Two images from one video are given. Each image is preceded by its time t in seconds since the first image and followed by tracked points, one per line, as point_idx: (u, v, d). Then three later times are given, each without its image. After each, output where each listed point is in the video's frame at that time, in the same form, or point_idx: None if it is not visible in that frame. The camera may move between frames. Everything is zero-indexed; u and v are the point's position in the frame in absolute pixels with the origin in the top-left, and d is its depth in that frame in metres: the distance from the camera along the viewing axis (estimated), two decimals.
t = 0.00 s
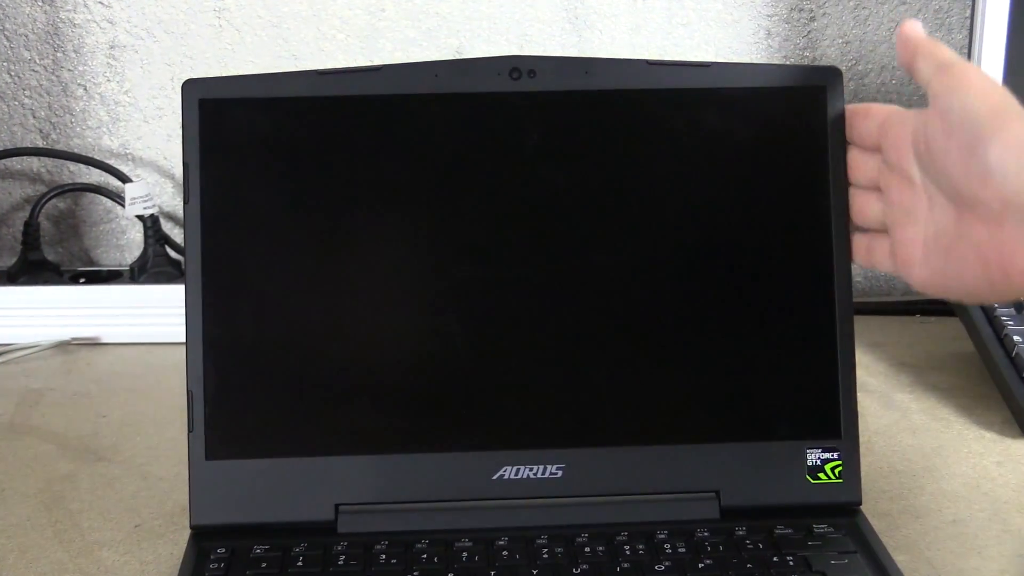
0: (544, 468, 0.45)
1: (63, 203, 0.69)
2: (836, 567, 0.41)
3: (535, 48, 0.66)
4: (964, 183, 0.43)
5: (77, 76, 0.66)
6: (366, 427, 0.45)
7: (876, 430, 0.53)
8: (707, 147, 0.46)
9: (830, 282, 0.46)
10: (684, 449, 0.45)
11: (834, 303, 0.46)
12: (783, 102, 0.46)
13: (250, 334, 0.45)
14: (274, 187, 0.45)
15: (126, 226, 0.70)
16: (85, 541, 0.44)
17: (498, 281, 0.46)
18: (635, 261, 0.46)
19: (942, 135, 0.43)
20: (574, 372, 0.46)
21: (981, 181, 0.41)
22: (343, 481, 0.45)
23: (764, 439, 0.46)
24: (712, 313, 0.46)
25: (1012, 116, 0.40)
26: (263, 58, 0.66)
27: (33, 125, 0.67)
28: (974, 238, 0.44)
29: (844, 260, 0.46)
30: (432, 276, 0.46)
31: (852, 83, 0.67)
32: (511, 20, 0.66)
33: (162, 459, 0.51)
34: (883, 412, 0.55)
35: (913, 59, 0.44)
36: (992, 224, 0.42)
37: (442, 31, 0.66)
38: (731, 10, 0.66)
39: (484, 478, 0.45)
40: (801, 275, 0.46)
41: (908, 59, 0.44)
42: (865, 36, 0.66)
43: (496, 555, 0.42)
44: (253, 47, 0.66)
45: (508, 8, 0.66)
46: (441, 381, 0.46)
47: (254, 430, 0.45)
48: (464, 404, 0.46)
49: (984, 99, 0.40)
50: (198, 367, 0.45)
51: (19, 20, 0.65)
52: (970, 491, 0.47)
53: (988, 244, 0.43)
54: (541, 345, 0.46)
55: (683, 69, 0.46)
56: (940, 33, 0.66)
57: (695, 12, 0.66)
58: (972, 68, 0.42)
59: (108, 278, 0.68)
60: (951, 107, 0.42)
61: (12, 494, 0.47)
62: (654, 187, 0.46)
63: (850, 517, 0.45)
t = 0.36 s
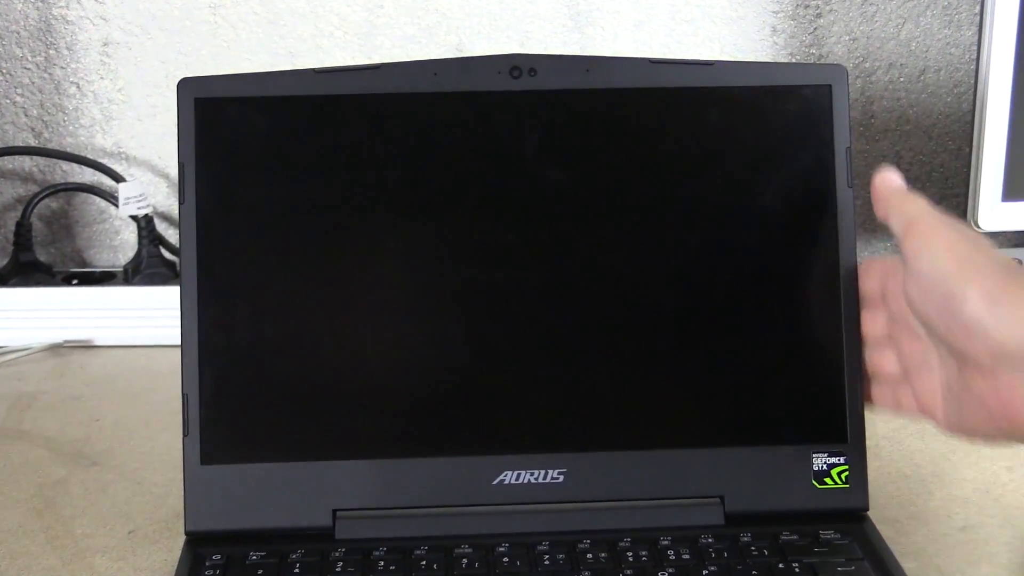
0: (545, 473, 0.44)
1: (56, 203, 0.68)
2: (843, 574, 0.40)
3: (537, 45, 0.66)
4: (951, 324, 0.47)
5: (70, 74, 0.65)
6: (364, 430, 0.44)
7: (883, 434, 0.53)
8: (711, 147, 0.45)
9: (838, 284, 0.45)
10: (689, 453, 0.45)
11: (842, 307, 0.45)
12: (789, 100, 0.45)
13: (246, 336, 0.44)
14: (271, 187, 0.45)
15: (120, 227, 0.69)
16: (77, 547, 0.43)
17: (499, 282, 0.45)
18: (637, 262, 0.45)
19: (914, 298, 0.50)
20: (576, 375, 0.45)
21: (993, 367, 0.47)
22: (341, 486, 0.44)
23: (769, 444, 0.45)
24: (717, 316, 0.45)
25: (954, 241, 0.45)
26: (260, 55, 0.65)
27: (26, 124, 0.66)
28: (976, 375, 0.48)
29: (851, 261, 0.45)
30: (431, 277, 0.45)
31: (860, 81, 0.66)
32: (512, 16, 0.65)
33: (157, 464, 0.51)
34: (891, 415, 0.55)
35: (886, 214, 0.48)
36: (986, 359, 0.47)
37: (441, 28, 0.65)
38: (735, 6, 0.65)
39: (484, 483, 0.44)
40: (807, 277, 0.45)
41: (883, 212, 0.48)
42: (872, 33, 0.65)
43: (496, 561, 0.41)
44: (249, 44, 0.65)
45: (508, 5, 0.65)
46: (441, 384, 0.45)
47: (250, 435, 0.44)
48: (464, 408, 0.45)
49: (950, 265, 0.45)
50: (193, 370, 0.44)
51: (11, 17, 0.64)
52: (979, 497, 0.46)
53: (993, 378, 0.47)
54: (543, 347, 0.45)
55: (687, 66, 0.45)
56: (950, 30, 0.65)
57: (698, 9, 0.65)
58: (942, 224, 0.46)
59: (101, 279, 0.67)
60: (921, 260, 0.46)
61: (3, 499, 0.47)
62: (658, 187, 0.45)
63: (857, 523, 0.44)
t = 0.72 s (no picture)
0: (547, 478, 0.44)
1: (55, 205, 0.68)
2: None
3: (539, 46, 0.65)
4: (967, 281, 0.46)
5: (70, 75, 0.65)
6: (363, 434, 0.44)
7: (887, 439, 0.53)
8: (715, 150, 0.45)
9: (842, 287, 0.45)
10: (692, 458, 0.44)
11: (845, 311, 0.45)
12: (793, 103, 0.45)
13: (246, 339, 0.44)
14: (271, 189, 0.44)
15: (119, 229, 0.69)
16: (76, 551, 0.43)
17: (501, 286, 0.45)
18: (640, 267, 0.45)
19: (916, 292, 0.49)
20: (579, 380, 0.45)
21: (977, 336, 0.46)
22: (341, 490, 0.43)
23: (772, 449, 0.44)
24: (720, 320, 0.45)
25: (981, 270, 0.46)
26: (260, 57, 0.65)
27: (24, 125, 0.66)
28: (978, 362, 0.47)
29: (855, 265, 0.45)
30: (433, 281, 0.45)
31: (864, 83, 0.66)
32: (514, 17, 0.65)
33: (157, 468, 0.50)
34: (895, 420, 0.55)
35: (906, 223, 0.48)
36: (989, 381, 0.48)
37: (443, 30, 0.65)
38: (739, 7, 0.64)
39: (486, 488, 0.44)
40: (811, 280, 0.45)
41: (900, 220, 0.48)
42: (877, 34, 0.65)
43: (497, 566, 0.41)
44: (250, 46, 0.65)
45: (510, 6, 0.64)
46: (442, 388, 0.44)
47: (250, 439, 0.44)
48: (465, 413, 0.44)
49: (951, 264, 0.46)
50: (192, 374, 0.44)
51: (10, 17, 0.64)
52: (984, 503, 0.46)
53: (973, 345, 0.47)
54: (545, 352, 0.45)
55: (690, 69, 0.45)
56: (955, 32, 0.65)
57: (701, 10, 0.65)
58: (943, 229, 0.47)
59: (100, 282, 0.67)
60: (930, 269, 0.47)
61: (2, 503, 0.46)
62: (661, 191, 0.45)
63: (861, 528, 0.43)
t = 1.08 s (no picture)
0: (549, 480, 0.44)
1: (58, 207, 0.68)
2: None
3: (542, 49, 0.65)
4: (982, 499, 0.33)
5: (72, 77, 0.65)
6: (366, 436, 0.44)
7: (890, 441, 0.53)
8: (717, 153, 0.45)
9: (843, 289, 0.45)
10: (694, 460, 0.44)
11: (847, 313, 0.45)
12: (795, 105, 0.45)
13: (248, 342, 0.44)
14: (274, 192, 0.44)
15: (122, 231, 0.69)
16: (79, 552, 0.43)
17: (503, 288, 0.45)
18: (642, 269, 0.45)
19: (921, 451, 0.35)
20: (581, 382, 0.45)
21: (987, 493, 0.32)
22: (343, 491, 0.43)
23: (775, 451, 0.44)
24: (722, 323, 0.45)
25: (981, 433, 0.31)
26: (263, 59, 0.65)
27: (27, 127, 0.66)
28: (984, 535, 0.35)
29: (857, 268, 0.45)
30: (435, 283, 0.45)
31: (866, 85, 0.66)
32: (517, 20, 0.65)
33: (161, 470, 0.50)
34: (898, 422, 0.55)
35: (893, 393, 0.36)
36: None
37: (444, 32, 0.65)
38: (741, 9, 0.64)
39: (489, 490, 0.44)
40: (813, 283, 0.45)
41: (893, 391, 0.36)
42: (879, 36, 0.65)
43: (499, 567, 0.40)
44: (252, 48, 0.65)
45: (513, 8, 0.65)
46: (444, 390, 0.45)
47: (252, 441, 0.44)
48: (467, 415, 0.44)
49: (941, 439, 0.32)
50: (195, 376, 0.44)
51: (13, 19, 0.64)
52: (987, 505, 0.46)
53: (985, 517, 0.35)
54: (547, 354, 0.45)
55: (693, 71, 0.45)
56: (957, 34, 0.65)
57: (704, 12, 0.65)
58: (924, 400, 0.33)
59: (103, 284, 0.67)
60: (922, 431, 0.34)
61: (6, 505, 0.46)
62: (663, 193, 0.45)
63: (864, 530, 0.43)
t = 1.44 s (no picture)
0: (551, 482, 0.44)
1: (60, 208, 0.68)
2: None
3: (544, 51, 0.65)
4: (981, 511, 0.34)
5: (75, 78, 0.65)
6: (368, 437, 0.44)
7: (892, 444, 0.53)
8: (720, 155, 0.45)
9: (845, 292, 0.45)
10: (695, 463, 0.44)
11: (848, 315, 0.45)
12: (798, 108, 0.45)
13: (250, 344, 0.44)
14: (277, 194, 0.44)
15: (123, 232, 0.69)
16: (81, 554, 0.43)
17: (506, 290, 0.45)
18: (644, 271, 0.45)
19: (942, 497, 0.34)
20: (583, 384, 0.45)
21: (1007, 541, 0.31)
22: (345, 493, 0.43)
23: (777, 454, 0.44)
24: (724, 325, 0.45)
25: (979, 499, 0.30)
26: (265, 61, 0.65)
27: (30, 128, 0.66)
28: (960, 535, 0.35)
29: (859, 271, 0.45)
30: (437, 285, 0.45)
31: (868, 88, 0.66)
32: (520, 22, 0.65)
33: (162, 471, 0.50)
34: (900, 425, 0.55)
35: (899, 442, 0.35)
36: None
37: (447, 34, 0.65)
38: (744, 12, 0.64)
39: (490, 492, 0.44)
40: (815, 286, 0.45)
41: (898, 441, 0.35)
42: (882, 39, 0.65)
43: (501, 569, 0.40)
44: (255, 50, 0.65)
45: (516, 10, 0.65)
46: (446, 392, 0.45)
47: (254, 442, 0.44)
48: (469, 417, 0.44)
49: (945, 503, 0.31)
50: (197, 378, 0.44)
51: (16, 21, 0.64)
52: (989, 508, 0.46)
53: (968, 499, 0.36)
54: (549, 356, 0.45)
55: (696, 74, 0.45)
56: (960, 37, 0.65)
57: (707, 15, 0.65)
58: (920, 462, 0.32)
59: (105, 285, 0.67)
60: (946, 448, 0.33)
61: (7, 507, 0.46)
62: (666, 196, 0.45)
63: (865, 533, 0.43)
